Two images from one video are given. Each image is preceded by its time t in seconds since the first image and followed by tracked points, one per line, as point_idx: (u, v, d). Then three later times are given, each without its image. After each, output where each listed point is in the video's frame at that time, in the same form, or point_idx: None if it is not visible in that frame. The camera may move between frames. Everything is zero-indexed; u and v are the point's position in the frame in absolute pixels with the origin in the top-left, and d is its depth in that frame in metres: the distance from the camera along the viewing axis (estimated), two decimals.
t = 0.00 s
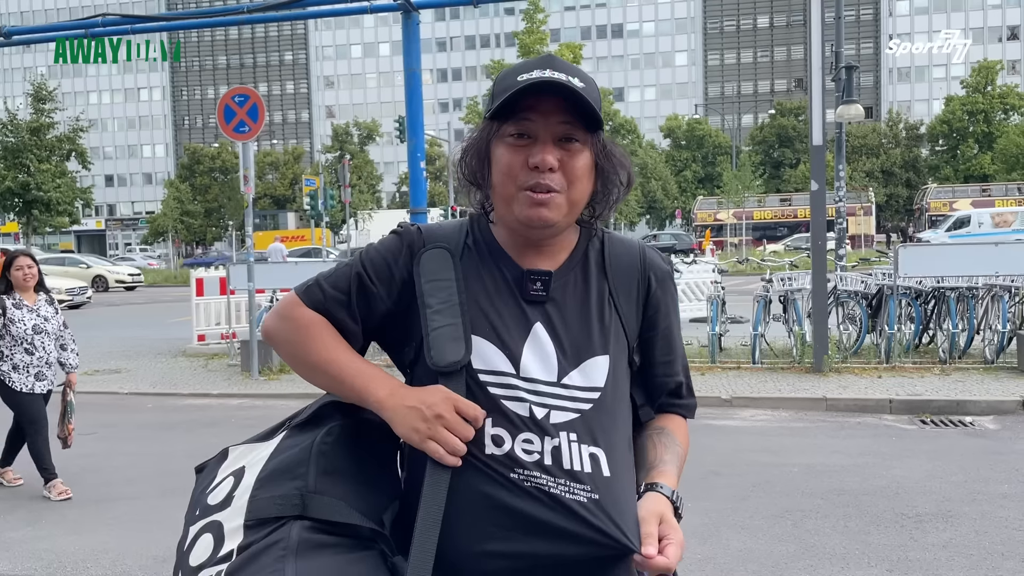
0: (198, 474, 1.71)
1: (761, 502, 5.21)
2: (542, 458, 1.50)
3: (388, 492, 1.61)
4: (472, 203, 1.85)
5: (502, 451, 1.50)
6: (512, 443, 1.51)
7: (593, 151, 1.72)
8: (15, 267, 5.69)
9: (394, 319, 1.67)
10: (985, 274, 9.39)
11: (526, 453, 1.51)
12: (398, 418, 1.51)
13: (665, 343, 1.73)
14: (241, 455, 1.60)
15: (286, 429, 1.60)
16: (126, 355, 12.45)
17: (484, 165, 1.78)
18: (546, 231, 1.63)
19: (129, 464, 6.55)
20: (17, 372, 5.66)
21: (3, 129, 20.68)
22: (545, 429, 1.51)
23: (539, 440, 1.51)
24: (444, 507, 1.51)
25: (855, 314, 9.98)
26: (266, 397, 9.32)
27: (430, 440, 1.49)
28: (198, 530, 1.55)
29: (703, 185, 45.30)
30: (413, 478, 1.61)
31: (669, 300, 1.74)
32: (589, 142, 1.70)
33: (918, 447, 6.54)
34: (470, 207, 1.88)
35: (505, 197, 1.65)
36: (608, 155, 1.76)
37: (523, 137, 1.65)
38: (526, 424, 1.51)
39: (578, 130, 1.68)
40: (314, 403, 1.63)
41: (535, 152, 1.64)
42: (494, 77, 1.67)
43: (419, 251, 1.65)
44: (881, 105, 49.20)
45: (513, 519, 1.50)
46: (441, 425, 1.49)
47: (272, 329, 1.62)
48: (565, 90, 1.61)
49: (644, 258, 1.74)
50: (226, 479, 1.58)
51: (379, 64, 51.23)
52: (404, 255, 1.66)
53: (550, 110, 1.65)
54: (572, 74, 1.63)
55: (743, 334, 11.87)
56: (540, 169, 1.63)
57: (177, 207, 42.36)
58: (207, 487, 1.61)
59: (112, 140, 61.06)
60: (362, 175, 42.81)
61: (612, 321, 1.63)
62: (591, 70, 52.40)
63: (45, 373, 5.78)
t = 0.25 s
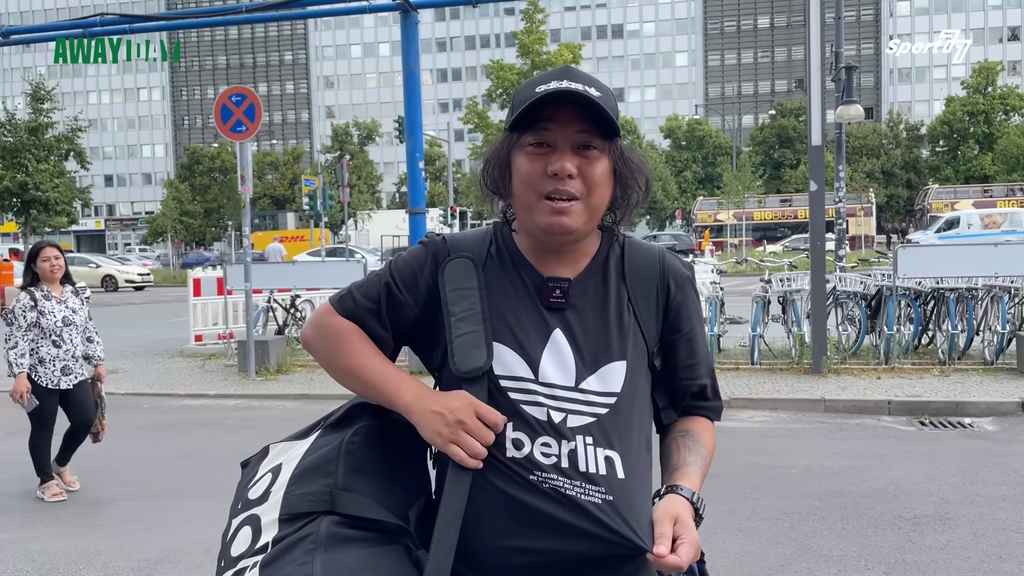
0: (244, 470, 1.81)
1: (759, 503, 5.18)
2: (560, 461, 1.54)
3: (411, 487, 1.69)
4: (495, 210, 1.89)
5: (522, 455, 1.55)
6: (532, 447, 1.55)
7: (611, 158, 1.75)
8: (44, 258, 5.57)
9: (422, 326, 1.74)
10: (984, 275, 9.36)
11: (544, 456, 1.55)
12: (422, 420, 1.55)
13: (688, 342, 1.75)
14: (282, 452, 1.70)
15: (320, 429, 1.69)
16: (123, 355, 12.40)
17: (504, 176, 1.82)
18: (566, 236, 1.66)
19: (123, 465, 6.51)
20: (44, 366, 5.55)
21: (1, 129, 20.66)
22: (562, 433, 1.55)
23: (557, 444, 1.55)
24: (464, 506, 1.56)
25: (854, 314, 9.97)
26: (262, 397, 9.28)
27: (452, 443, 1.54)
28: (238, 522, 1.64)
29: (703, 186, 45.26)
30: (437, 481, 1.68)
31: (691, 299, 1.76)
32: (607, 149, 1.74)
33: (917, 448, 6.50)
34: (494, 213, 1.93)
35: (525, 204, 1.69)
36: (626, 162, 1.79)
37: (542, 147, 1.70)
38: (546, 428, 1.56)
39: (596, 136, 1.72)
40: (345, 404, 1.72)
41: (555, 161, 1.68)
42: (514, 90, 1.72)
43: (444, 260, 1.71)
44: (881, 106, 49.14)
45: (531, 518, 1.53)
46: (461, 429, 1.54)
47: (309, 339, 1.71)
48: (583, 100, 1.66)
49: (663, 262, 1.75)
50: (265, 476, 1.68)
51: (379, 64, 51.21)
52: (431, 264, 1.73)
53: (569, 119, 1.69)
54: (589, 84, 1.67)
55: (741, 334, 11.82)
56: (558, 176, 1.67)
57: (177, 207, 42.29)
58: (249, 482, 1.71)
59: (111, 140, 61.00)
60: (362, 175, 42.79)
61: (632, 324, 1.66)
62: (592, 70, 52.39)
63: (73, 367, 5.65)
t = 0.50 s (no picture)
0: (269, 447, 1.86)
1: (760, 505, 5.15)
2: (565, 457, 1.56)
3: (424, 469, 1.73)
4: (514, 206, 1.90)
5: (529, 448, 1.57)
6: (540, 441, 1.57)
7: (628, 155, 1.75)
8: (79, 265, 5.30)
9: (441, 317, 1.76)
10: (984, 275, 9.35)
11: (549, 451, 1.57)
12: (433, 412, 1.58)
13: (703, 342, 1.73)
14: (304, 433, 1.75)
15: (340, 413, 1.73)
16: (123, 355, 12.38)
17: (524, 171, 1.83)
18: (581, 231, 1.67)
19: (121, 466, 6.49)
20: (73, 376, 5.38)
21: (1, 129, 20.65)
22: (568, 428, 1.57)
23: (562, 439, 1.57)
24: (473, 496, 1.60)
25: (854, 315, 9.95)
26: (261, 398, 9.25)
27: (462, 436, 1.57)
28: (260, 500, 1.69)
29: (703, 186, 45.24)
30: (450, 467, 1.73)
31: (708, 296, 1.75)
32: (625, 147, 1.74)
33: (917, 449, 6.48)
34: (510, 208, 1.94)
35: (542, 196, 1.71)
36: (645, 160, 1.79)
37: (561, 142, 1.71)
38: (553, 423, 1.58)
39: (613, 133, 1.73)
40: (365, 389, 1.76)
41: (572, 155, 1.69)
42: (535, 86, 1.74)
43: (462, 255, 1.74)
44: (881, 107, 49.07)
45: (536, 509, 1.57)
46: (471, 423, 1.57)
47: (331, 328, 1.74)
48: (604, 97, 1.67)
49: (679, 262, 1.74)
50: (286, 457, 1.72)
51: (380, 64, 51.11)
52: (449, 259, 1.75)
53: (587, 116, 1.71)
54: (610, 82, 1.69)
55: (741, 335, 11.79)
56: (574, 170, 1.69)
57: (176, 207, 42.30)
58: (271, 462, 1.76)
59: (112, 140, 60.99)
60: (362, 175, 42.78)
61: (643, 323, 1.66)
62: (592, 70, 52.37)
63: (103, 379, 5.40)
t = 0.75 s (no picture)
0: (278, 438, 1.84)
1: (762, 507, 5.13)
2: (553, 454, 1.57)
3: (431, 467, 1.72)
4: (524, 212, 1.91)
5: (518, 449, 1.58)
6: (529, 439, 1.58)
7: (617, 145, 1.70)
8: (122, 257, 5.21)
9: (444, 318, 1.78)
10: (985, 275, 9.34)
11: (538, 449, 1.57)
12: (431, 414, 1.59)
13: (707, 354, 1.64)
14: (311, 427, 1.73)
15: (349, 410, 1.73)
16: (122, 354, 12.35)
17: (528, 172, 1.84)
18: (566, 222, 1.66)
19: (119, 467, 6.45)
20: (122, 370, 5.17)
21: None
22: (559, 425, 1.57)
23: (550, 436, 1.57)
24: (473, 497, 1.60)
25: (855, 316, 9.92)
26: (261, 399, 9.21)
27: (457, 438, 1.57)
28: (269, 493, 1.69)
29: (702, 187, 45.20)
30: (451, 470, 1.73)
31: (709, 299, 1.65)
32: (612, 134, 1.70)
33: (919, 452, 6.45)
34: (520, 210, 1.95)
35: (530, 188, 1.71)
36: (636, 150, 1.71)
37: (548, 132, 1.71)
38: (545, 421, 1.58)
39: (601, 124, 1.69)
40: (374, 386, 1.77)
41: (554, 144, 1.69)
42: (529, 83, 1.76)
43: (465, 258, 1.75)
44: (880, 107, 49.04)
45: (533, 510, 1.56)
46: (468, 425, 1.57)
47: (344, 328, 1.80)
48: (587, 87, 1.67)
49: (680, 273, 1.67)
50: (294, 452, 1.72)
51: (378, 64, 51.03)
52: (453, 257, 1.78)
53: (574, 105, 1.71)
54: (597, 75, 1.68)
55: (742, 335, 11.76)
56: (557, 159, 1.67)
57: (174, 207, 42.25)
58: (280, 456, 1.74)
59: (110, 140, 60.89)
60: (360, 175, 42.77)
61: (635, 322, 1.62)
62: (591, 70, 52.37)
63: (150, 373, 5.27)
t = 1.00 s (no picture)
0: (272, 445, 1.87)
1: (763, 509, 5.12)
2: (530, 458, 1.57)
3: (421, 475, 1.73)
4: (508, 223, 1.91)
5: (496, 453, 1.60)
6: (507, 444, 1.59)
7: (571, 141, 1.68)
8: (161, 263, 4.96)
9: (429, 325, 1.79)
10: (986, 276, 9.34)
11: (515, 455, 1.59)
12: (414, 414, 1.59)
13: (684, 359, 1.60)
14: (304, 437, 1.77)
15: (342, 418, 1.76)
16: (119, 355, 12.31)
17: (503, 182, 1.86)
18: (534, 226, 1.67)
19: (118, 468, 6.43)
20: (161, 382, 4.94)
21: None
22: (538, 430, 1.58)
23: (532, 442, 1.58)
24: (457, 504, 1.62)
25: (855, 317, 9.93)
26: (259, 399, 9.18)
27: (440, 439, 1.57)
28: (265, 501, 1.72)
29: (699, 187, 45.19)
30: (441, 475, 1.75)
31: (681, 297, 1.62)
32: (566, 132, 1.68)
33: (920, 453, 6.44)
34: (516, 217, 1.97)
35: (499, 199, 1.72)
36: (593, 143, 1.69)
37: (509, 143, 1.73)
38: (525, 427, 1.58)
39: (556, 123, 1.68)
40: (366, 396, 1.79)
41: (514, 151, 1.70)
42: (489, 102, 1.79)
43: (448, 264, 1.75)
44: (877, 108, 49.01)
45: (514, 515, 1.59)
46: (451, 428, 1.57)
47: (331, 330, 1.79)
48: (535, 95, 1.67)
49: (657, 278, 1.64)
50: (288, 461, 1.75)
51: (375, 64, 50.94)
52: (439, 262, 1.78)
53: (529, 113, 1.71)
54: (547, 84, 1.69)
55: (742, 336, 11.75)
56: (516, 167, 1.69)
57: (171, 207, 42.15)
58: (275, 462, 1.77)
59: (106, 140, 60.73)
60: (357, 175, 42.70)
61: (608, 325, 1.60)
62: (588, 70, 52.30)
63: (189, 384, 5.06)
